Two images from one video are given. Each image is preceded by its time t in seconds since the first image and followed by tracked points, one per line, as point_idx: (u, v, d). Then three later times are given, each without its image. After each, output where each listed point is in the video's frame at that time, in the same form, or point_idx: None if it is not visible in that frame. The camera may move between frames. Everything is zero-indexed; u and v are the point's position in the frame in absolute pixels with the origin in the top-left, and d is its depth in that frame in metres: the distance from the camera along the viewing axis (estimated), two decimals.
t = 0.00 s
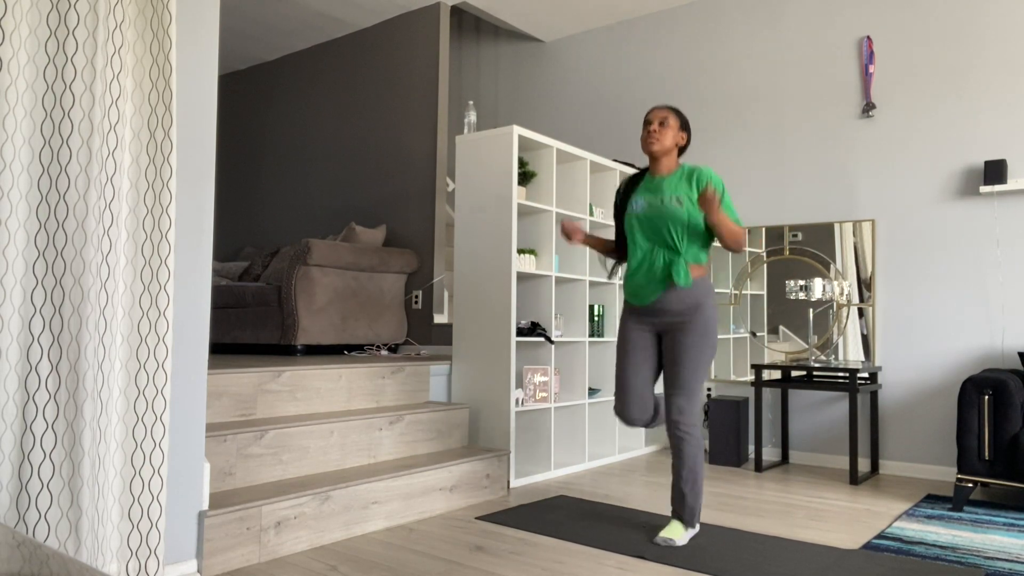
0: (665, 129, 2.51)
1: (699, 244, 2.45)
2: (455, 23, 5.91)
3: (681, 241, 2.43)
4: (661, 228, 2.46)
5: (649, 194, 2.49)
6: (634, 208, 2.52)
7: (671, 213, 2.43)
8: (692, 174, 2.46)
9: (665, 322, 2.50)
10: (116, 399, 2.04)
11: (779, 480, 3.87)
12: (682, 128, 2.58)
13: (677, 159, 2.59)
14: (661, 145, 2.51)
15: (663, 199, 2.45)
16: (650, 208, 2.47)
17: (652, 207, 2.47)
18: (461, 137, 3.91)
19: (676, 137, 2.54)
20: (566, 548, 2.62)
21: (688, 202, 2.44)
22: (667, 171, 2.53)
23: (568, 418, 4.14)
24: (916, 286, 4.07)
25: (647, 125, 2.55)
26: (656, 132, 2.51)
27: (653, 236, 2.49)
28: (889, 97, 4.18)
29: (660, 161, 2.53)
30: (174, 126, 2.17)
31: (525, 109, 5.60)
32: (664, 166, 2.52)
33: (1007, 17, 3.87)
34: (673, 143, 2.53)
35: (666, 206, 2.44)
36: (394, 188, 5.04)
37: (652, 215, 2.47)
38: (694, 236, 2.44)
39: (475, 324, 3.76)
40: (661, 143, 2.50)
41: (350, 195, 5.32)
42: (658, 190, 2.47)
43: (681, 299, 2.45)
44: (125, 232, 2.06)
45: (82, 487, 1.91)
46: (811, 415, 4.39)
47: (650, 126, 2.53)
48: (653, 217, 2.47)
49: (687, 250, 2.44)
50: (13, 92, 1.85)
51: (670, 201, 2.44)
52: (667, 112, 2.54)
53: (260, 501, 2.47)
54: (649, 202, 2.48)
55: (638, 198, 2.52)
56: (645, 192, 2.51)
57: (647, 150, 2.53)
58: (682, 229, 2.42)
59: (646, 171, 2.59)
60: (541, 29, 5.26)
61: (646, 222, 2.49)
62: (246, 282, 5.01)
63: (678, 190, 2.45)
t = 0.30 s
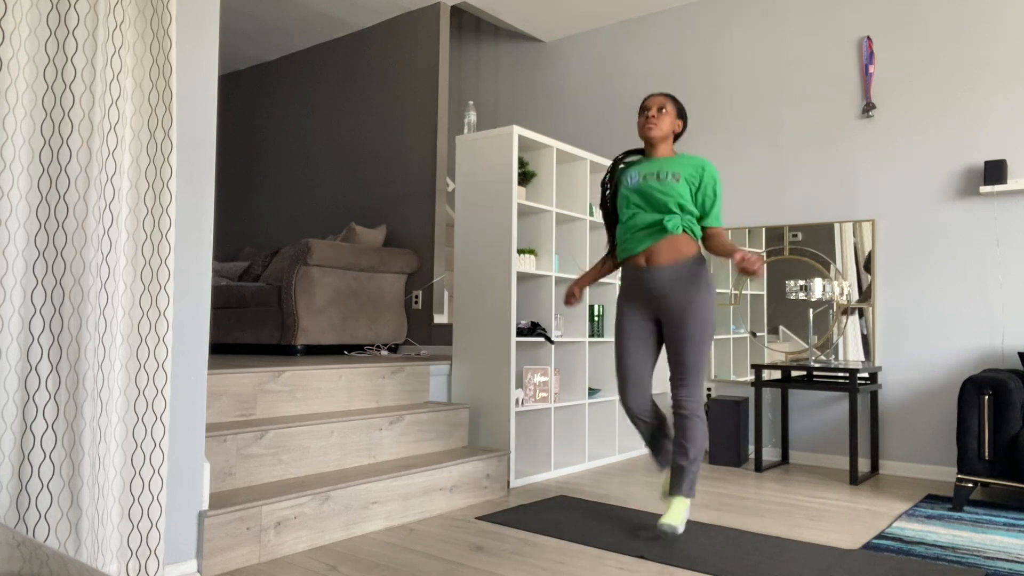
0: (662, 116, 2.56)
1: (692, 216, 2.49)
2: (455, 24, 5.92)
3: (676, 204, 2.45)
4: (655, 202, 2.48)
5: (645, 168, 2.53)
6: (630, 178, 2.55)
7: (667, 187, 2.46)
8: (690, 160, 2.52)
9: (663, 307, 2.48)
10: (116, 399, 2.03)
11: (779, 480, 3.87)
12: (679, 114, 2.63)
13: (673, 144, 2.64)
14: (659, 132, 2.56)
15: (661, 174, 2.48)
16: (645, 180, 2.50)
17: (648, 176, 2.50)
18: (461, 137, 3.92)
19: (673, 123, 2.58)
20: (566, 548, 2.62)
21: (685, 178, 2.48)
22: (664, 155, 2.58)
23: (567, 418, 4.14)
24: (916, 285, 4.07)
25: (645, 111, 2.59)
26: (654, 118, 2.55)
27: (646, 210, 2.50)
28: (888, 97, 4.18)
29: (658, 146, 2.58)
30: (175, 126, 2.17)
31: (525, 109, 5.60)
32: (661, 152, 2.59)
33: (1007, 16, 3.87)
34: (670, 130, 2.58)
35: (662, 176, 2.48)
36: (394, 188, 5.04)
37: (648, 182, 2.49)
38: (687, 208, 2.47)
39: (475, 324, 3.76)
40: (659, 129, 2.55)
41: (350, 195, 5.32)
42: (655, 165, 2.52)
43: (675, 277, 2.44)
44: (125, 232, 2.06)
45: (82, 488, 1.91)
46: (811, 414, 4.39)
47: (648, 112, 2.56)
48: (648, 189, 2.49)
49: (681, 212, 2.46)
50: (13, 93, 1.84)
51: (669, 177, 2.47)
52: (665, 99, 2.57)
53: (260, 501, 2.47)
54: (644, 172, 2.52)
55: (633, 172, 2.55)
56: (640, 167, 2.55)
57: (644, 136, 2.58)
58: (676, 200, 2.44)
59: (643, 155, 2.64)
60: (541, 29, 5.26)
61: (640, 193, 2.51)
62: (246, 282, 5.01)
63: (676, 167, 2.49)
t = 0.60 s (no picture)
0: (660, 150, 2.58)
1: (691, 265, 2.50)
2: (455, 24, 5.92)
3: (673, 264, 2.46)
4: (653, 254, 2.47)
5: (640, 222, 2.52)
6: (626, 235, 2.53)
7: (662, 240, 2.45)
8: (684, 202, 2.51)
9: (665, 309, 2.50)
10: (116, 399, 2.04)
11: (779, 480, 3.87)
12: (677, 151, 2.65)
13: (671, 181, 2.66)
14: (656, 166, 2.57)
15: (653, 227, 2.47)
16: (643, 233, 2.49)
17: (643, 236, 2.49)
18: (461, 137, 3.92)
19: (670, 159, 2.60)
20: (566, 548, 2.62)
21: (681, 228, 2.48)
22: (659, 193, 2.59)
23: (567, 418, 4.14)
24: (916, 285, 4.07)
25: (644, 144, 2.61)
26: (651, 151, 2.57)
27: (643, 262, 2.51)
28: (889, 97, 4.18)
29: (654, 182, 2.59)
30: (174, 126, 2.17)
31: (525, 109, 5.61)
32: (658, 187, 2.59)
33: (1007, 16, 3.87)
34: (667, 165, 2.59)
35: (657, 231, 2.46)
36: (394, 189, 5.04)
37: (643, 241, 2.49)
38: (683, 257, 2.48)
39: (475, 324, 3.77)
40: (656, 163, 2.56)
41: (351, 195, 5.32)
42: (650, 217, 2.51)
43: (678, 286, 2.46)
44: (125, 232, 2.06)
45: (82, 487, 1.91)
46: (811, 414, 4.39)
47: (646, 145, 2.59)
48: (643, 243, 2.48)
49: (678, 274, 2.47)
50: (13, 93, 1.85)
51: (662, 229, 2.46)
52: (663, 134, 2.60)
53: (260, 501, 2.47)
54: (640, 229, 2.50)
55: (630, 226, 2.54)
56: (637, 219, 2.54)
57: (641, 167, 2.59)
58: (673, 252, 2.45)
59: (639, 191, 2.64)
60: (541, 29, 5.26)
61: (637, 249, 2.50)
62: (246, 282, 5.01)
63: (670, 219, 2.49)
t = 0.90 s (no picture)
0: (666, 124, 2.51)
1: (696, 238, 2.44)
2: (455, 23, 5.92)
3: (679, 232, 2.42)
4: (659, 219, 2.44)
5: (649, 185, 2.49)
6: (634, 199, 2.50)
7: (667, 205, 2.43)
8: (694, 171, 2.47)
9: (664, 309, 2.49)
10: (116, 399, 2.03)
11: (779, 480, 3.87)
12: (683, 123, 2.59)
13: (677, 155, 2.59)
14: (662, 139, 2.51)
15: (662, 190, 2.44)
16: (649, 199, 2.47)
17: (652, 201, 2.46)
18: (461, 137, 3.92)
19: (677, 132, 2.54)
20: (566, 548, 2.62)
21: (690, 198, 2.43)
22: (667, 166, 2.52)
23: (567, 418, 4.14)
24: (916, 285, 4.07)
25: (649, 121, 2.55)
26: (657, 125, 2.51)
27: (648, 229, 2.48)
28: (889, 97, 4.18)
29: (659, 156, 2.52)
30: (174, 127, 2.17)
31: (525, 109, 5.60)
32: (665, 161, 2.52)
33: (1007, 16, 3.87)
34: (674, 139, 2.53)
35: (666, 200, 2.43)
36: (394, 189, 5.04)
37: (652, 206, 2.46)
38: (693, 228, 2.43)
39: (475, 324, 3.77)
40: (662, 137, 2.50)
41: (351, 195, 5.32)
42: (659, 181, 2.48)
43: (681, 299, 2.44)
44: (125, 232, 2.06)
45: (82, 488, 1.91)
46: (811, 414, 4.39)
47: (652, 120, 2.52)
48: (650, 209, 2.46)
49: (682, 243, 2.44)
50: (13, 93, 1.84)
51: (669, 195, 2.43)
52: (667, 108, 2.54)
53: (260, 501, 2.47)
54: (649, 193, 2.47)
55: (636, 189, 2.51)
56: (644, 184, 2.50)
57: (648, 143, 2.53)
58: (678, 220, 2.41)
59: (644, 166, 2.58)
60: (541, 29, 5.26)
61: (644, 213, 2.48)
62: (246, 282, 5.01)
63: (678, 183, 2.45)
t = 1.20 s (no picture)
0: (659, 128, 2.61)
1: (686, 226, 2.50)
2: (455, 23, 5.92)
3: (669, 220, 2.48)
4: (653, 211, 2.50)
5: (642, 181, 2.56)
6: (626, 194, 2.58)
7: (661, 198, 2.49)
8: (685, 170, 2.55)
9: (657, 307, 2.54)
10: (116, 399, 2.04)
11: (779, 480, 3.87)
12: (677, 127, 2.67)
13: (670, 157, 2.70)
14: (655, 142, 2.60)
15: (655, 187, 2.51)
16: (642, 194, 2.53)
17: (642, 194, 2.53)
18: (461, 137, 3.92)
19: (670, 136, 2.64)
20: (566, 548, 2.62)
21: (680, 192, 2.51)
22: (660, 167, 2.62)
23: (567, 418, 4.14)
24: (917, 285, 4.07)
25: (642, 124, 2.64)
26: (651, 130, 2.60)
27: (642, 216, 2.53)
28: (889, 97, 4.18)
29: (653, 159, 2.63)
30: (175, 127, 2.17)
31: (525, 109, 5.60)
32: (658, 163, 2.63)
33: (1007, 16, 3.87)
34: (667, 143, 2.62)
35: (657, 191, 2.50)
36: (394, 189, 5.04)
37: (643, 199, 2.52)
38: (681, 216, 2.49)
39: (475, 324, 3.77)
40: (655, 140, 2.60)
41: (351, 195, 5.32)
42: (652, 178, 2.55)
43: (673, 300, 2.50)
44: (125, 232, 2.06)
45: (82, 487, 1.91)
46: (811, 414, 4.39)
47: (644, 124, 2.61)
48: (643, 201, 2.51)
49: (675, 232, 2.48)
50: (13, 93, 1.85)
51: (663, 190, 2.50)
52: (662, 112, 2.63)
53: (260, 501, 2.47)
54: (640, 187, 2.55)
55: (630, 186, 2.58)
56: (637, 180, 2.58)
57: (641, 146, 2.63)
58: (672, 214, 2.47)
59: (639, 166, 2.68)
60: (541, 29, 5.26)
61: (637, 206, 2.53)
62: (246, 282, 5.01)
63: (670, 179, 2.52)
